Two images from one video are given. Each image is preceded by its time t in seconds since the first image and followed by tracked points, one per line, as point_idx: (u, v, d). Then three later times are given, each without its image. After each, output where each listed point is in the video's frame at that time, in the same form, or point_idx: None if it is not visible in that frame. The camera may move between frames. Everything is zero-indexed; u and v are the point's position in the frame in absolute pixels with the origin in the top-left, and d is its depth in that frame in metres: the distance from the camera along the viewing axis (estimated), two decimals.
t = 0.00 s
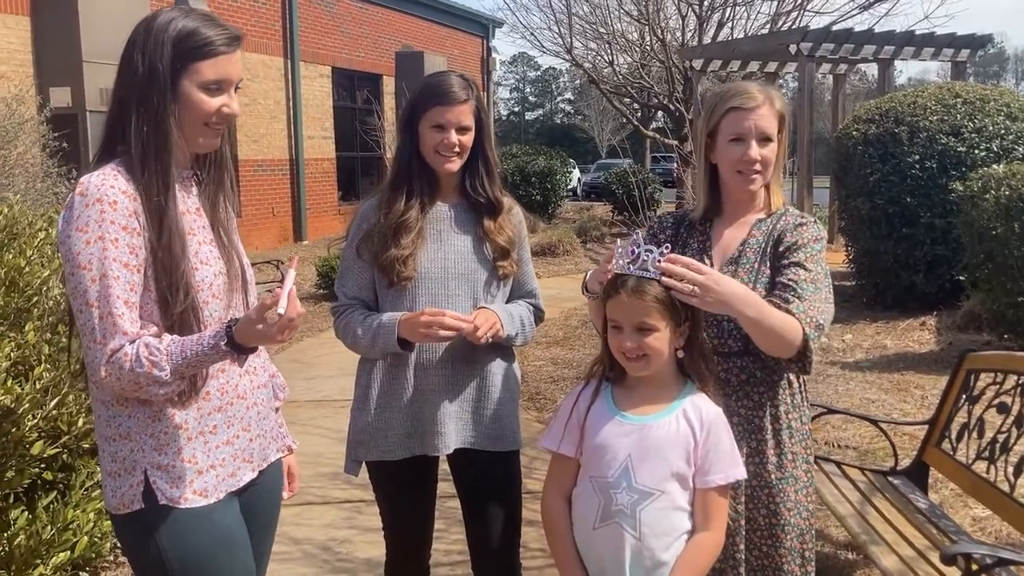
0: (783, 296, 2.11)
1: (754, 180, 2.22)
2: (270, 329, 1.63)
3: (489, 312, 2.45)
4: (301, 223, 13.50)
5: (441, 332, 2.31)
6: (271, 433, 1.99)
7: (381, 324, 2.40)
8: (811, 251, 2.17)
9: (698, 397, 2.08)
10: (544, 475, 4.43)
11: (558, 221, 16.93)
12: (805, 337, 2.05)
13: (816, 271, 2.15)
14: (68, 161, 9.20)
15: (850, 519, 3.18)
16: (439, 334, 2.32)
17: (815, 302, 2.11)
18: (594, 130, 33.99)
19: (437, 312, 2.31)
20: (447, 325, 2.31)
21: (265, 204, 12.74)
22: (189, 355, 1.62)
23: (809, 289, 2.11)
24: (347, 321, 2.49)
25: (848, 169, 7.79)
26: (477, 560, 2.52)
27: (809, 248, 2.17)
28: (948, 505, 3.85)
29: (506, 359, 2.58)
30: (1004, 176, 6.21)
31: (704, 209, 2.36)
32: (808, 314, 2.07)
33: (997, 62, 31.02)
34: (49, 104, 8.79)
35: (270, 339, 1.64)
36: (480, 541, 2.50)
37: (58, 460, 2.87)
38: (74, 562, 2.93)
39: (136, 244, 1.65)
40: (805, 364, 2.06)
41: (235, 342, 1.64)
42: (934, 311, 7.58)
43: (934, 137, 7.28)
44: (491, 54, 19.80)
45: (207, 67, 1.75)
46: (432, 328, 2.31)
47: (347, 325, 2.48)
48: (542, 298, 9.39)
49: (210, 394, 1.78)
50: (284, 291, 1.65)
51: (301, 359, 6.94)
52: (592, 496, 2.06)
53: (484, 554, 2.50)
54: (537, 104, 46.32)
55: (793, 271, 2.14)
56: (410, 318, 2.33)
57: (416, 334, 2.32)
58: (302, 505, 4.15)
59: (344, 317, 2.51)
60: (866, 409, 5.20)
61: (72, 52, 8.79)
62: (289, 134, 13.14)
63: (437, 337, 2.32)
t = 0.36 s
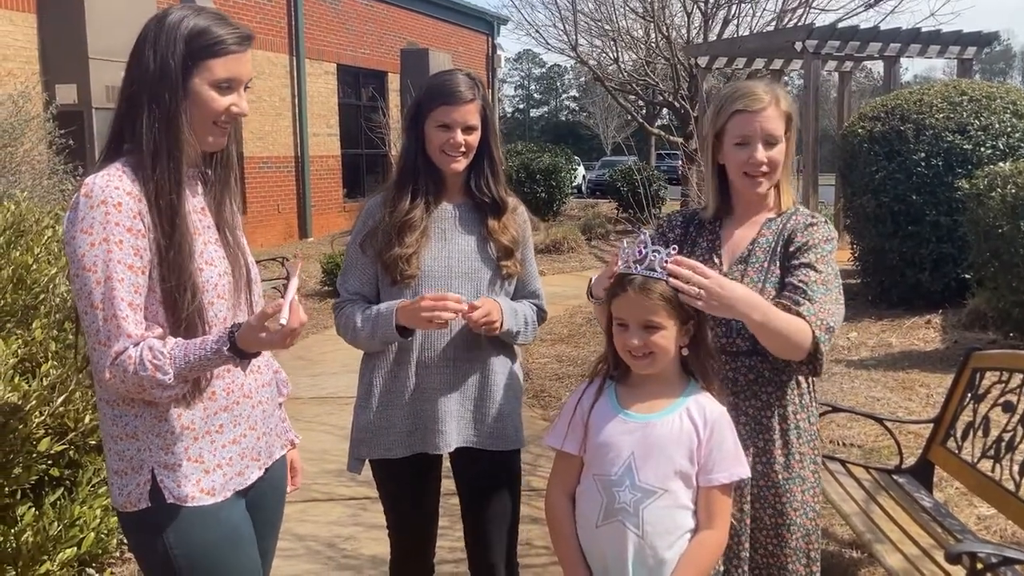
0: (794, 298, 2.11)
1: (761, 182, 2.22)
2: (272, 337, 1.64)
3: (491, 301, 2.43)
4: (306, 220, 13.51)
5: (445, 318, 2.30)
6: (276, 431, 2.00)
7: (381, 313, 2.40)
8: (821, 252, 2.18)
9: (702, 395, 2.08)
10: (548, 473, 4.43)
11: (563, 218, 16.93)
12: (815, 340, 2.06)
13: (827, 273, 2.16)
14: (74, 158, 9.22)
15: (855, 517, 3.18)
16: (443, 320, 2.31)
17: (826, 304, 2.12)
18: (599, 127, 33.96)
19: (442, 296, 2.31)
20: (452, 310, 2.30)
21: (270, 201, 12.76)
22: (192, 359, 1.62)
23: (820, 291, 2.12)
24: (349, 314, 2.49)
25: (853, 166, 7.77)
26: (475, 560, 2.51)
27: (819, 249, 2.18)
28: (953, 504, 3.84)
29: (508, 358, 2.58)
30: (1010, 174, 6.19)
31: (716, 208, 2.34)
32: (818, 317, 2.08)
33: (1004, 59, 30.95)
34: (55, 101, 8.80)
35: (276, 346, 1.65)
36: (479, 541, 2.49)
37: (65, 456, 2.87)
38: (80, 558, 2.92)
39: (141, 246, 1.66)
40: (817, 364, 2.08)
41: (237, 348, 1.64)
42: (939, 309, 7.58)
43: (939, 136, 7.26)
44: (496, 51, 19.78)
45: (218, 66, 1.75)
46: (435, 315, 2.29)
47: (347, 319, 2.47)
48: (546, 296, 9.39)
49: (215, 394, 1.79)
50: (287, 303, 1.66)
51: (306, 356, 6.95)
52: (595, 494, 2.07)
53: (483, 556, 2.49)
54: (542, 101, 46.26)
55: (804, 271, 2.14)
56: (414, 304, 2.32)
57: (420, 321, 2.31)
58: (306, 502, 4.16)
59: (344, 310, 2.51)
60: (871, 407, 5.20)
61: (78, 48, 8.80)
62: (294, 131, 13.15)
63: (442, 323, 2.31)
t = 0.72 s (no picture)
0: (802, 294, 2.11)
1: (760, 180, 2.23)
2: (276, 331, 1.62)
3: (508, 296, 2.43)
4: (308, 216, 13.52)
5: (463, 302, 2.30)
6: (281, 428, 2.00)
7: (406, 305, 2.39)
8: (830, 247, 2.16)
9: (704, 390, 2.08)
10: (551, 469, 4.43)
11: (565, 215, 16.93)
12: (825, 336, 2.05)
13: (836, 268, 2.14)
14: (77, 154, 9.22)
15: (857, 514, 3.18)
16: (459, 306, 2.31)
17: (836, 299, 2.11)
18: (602, 123, 33.92)
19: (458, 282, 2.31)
20: (468, 295, 2.30)
21: (273, 197, 12.76)
22: (198, 353, 1.62)
23: (830, 286, 2.11)
24: (365, 315, 2.47)
25: (856, 163, 7.75)
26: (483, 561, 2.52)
27: (828, 244, 2.17)
28: (955, 501, 3.84)
29: (521, 356, 2.59)
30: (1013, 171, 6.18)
31: (717, 202, 2.38)
32: (829, 312, 2.07)
33: (1007, 55, 30.92)
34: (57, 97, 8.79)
35: (281, 341, 1.63)
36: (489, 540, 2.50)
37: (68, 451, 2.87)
38: (83, 554, 2.93)
39: (146, 240, 1.66)
40: (830, 361, 2.08)
41: (242, 342, 1.64)
42: (941, 306, 7.58)
43: (942, 132, 7.24)
44: (499, 47, 19.76)
45: (222, 61, 1.75)
46: (452, 301, 2.29)
47: (366, 319, 2.46)
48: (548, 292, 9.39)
49: (220, 388, 1.79)
50: (292, 297, 1.66)
51: (308, 353, 6.96)
52: (598, 491, 2.07)
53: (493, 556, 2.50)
54: (545, 97, 46.23)
55: (812, 267, 2.14)
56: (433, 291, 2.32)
57: (438, 309, 2.31)
58: (309, 498, 4.16)
59: (361, 312, 2.49)
60: (873, 404, 5.20)
61: (80, 45, 8.80)
62: (296, 127, 13.15)
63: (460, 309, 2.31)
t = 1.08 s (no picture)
0: (805, 288, 2.11)
1: (756, 176, 2.24)
2: (281, 322, 1.63)
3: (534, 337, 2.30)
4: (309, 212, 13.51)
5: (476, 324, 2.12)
6: (285, 422, 2.00)
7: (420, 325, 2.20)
8: (832, 242, 2.17)
9: (705, 385, 2.09)
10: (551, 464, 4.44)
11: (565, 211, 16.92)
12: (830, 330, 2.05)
13: (837, 264, 2.15)
14: (77, 150, 9.22)
15: (857, 510, 3.18)
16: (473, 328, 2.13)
17: (839, 294, 2.11)
18: (603, 119, 33.90)
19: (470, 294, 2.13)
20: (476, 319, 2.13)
21: (273, 193, 12.76)
22: (203, 346, 1.62)
23: (832, 280, 2.11)
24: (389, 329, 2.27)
25: (857, 159, 7.74)
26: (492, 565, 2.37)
27: (830, 240, 2.17)
28: (954, 496, 3.85)
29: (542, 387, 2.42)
30: (1014, 166, 6.17)
31: (716, 198, 2.41)
32: (831, 305, 2.08)
33: (1007, 50, 30.95)
34: (58, 93, 8.78)
35: (285, 332, 1.64)
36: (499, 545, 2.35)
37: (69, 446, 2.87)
38: (83, 549, 2.93)
39: (151, 234, 1.66)
40: (832, 355, 2.08)
41: (248, 335, 1.64)
42: (941, 302, 7.58)
43: (943, 128, 7.22)
44: (499, 43, 19.74)
45: (224, 59, 1.75)
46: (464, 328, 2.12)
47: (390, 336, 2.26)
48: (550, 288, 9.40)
49: (224, 383, 1.79)
50: (295, 288, 1.67)
51: (309, 348, 6.97)
52: (600, 485, 2.07)
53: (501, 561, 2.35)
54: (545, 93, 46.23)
55: (814, 262, 2.14)
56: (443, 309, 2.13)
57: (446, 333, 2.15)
58: (310, 493, 4.17)
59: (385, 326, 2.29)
60: (873, 399, 5.20)
61: (81, 40, 8.81)
62: (297, 123, 13.14)
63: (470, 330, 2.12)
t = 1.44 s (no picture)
0: (806, 281, 2.11)
1: (756, 169, 2.24)
2: (271, 312, 1.62)
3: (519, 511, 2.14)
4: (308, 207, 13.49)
5: (501, 439, 1.98)
6: (282, 416, 2.00)
7: (438, 415, 2.01)
8: (833, 238, 2.16)
9: (704, 380, 2.08)
10: (550, 459, 4.44)
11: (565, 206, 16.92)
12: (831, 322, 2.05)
13: (838, 257, 2.14)
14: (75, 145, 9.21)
15: (856, 504, 3.18)
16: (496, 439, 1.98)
17: (839, 286, 2.11)
18: (602, 114, 33.88)
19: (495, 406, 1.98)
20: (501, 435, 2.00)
21: (272, 188, 12.75)
22: (197, 339, 1.60)
23: (833, 274, 2.10)
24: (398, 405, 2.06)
25: (856, 153, 7.73)
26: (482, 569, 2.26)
27: (831, 234, 2.17)
28: (953, 490, 3.85)
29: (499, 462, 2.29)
30: (1013, 160, 6.16)
31: (719, 191, 2.41)
32: (832, 297, 2.07)
33: (1007, 45, 30.91)
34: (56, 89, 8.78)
35: (275, 323, 1.63)
36: (485, 546, 2.24)
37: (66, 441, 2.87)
38: (82, 543, 2.93)
39: (144, 229, 1.65)
40: (834, 348, 2.07)
41: (239, 326, 1.63)
42: (941, 297, 7.59)
43: (942, 122, 7.21)
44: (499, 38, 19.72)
45: (211, 54, 1.73)
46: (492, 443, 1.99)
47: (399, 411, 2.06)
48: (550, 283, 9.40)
49: (220, 376, 1.79)
50: (284, 277, 1.65)
51: (309, 343, 6.96)
52: (600, 479, 2.07)
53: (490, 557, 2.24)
54: (545, 88, 46.18)
55: (815, 256, 2.13)
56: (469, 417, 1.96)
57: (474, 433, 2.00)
58: (309, 488, 4.17)
59: (391, 398, 2.08)
60: (872, 394, 5.21)
61: (78, 35, 8.79)
62: (296, 118, 13.13)
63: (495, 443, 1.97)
